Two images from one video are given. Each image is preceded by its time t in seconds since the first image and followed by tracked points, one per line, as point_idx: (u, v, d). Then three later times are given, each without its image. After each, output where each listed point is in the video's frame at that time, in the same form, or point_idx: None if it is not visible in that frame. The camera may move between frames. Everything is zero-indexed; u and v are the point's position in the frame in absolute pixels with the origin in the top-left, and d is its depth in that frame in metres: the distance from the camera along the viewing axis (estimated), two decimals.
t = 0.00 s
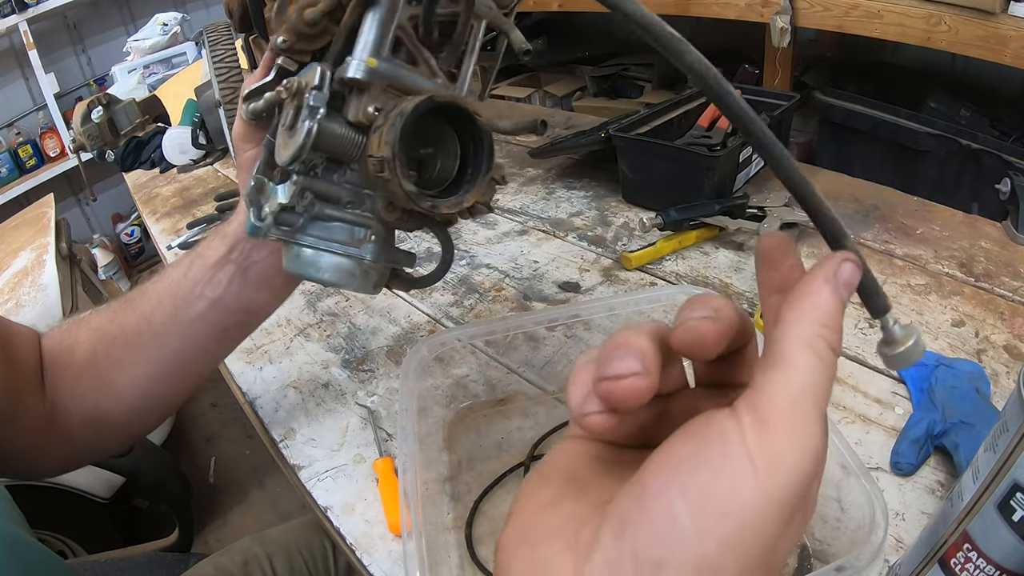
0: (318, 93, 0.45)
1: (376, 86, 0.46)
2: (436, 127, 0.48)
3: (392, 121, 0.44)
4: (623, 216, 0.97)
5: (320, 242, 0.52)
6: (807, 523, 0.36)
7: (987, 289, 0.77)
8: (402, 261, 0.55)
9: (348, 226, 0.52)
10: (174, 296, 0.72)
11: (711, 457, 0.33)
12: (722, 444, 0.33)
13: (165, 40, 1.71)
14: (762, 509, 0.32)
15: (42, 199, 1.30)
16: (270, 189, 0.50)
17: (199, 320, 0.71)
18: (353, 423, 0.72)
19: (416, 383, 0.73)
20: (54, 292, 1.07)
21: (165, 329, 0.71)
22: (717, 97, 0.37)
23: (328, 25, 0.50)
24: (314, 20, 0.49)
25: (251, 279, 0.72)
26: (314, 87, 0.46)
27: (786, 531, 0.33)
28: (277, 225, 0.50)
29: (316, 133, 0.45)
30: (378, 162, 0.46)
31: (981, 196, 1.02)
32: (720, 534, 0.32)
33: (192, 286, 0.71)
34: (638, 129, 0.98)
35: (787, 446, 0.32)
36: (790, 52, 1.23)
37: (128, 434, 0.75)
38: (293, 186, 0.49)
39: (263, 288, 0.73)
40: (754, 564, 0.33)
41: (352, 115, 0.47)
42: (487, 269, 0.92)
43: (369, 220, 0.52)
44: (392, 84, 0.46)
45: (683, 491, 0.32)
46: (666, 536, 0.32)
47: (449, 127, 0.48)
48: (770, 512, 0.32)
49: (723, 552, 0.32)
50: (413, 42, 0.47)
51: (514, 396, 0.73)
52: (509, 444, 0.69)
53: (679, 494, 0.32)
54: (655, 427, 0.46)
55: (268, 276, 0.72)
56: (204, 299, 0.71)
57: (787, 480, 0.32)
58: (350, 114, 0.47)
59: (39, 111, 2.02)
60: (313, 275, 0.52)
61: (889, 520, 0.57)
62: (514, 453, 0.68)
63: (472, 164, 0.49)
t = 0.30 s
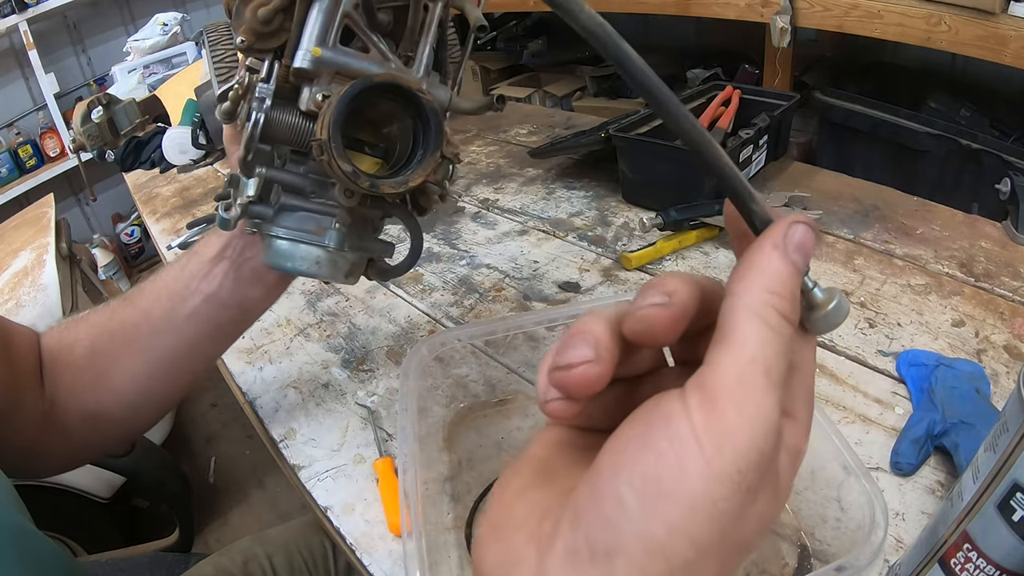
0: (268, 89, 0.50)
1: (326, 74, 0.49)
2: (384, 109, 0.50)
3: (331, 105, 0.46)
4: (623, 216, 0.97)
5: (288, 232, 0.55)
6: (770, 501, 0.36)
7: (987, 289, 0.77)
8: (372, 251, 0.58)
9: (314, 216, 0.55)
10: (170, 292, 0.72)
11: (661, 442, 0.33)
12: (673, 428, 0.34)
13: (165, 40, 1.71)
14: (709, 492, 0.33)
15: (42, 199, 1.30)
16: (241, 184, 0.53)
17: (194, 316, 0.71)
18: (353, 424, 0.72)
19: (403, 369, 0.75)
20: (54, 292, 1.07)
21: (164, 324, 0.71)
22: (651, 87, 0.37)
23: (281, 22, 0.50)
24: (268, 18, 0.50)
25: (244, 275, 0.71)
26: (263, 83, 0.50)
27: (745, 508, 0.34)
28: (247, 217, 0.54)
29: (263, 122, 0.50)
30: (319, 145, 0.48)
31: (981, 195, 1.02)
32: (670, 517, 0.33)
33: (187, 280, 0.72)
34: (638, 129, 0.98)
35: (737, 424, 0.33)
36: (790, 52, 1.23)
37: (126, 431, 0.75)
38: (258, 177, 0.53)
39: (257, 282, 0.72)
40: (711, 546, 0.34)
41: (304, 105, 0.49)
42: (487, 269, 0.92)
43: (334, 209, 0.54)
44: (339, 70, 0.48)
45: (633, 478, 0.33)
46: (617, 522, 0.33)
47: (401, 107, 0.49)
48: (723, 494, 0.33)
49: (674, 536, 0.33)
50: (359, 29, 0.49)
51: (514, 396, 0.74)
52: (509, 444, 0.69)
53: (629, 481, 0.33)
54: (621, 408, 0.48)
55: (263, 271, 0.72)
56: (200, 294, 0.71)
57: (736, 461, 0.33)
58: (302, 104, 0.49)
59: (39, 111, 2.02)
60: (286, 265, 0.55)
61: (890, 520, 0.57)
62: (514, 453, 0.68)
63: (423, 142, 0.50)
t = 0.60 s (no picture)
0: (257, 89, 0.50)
1: (317, 73, 0.49)
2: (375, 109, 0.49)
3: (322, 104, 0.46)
4: (623, 216, 0.97)
5: (283, 231, 0.55)
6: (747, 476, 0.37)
7: (988, 289, 0.77)
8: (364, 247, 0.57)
9: (306, 214, 0.55)
10: (165, 287, 0.72)
11: (636, 424, 0.35)
12: (648, 411, 0.35)
13: (165, 40, 1.71)
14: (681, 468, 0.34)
15: (42, 199, 1.30)
16: (235, 182, 0.53)
17: (189, 311, 0.72)
18: (353, 424, 0.72)
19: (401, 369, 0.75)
20: (54, 292, 1.07)
21: (162, 318, 0.71)
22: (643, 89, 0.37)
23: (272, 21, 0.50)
24: (257, 17, 0.50)
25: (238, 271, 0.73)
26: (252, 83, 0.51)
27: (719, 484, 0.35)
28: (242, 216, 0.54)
29: (254, 123, 0.50)
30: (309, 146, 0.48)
31: (981, 195, 1.02)
32: (644, 494, 0.34)
33: (183, 276, 0.72)
34: (638, 129, 0.98)
35: (707, 406, 0.34)
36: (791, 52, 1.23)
37: (124, 427, 0.75)
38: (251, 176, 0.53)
39: (251, 278, 0.73)
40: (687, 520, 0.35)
41: (295, 105, 0.49)
42: (487, 269, 0.92)
43: (326, 207, 0.54)
44: (329, 69, 0.48)
45: (610, 460, 0.35)
46: (593, 498, 0.35)
47: (392, 106, 0.49)
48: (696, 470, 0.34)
49: (648, 511, 0.34)
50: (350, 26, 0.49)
51: (514, 396, 0.74)
52: (509, 444, 0.69)
53: (604, 461, 0.35)
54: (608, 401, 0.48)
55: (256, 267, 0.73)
56: (195, 290, 0.72)
57: (708, 440, 0.34)
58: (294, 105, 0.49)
59: (39, 111, 2.02)
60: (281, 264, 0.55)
61: (889, 520, 0.57)
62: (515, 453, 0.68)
63: (414, 141, 0.50)
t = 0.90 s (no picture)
0: (276, 99, 0.49)
1: (334, 83, 0.48)
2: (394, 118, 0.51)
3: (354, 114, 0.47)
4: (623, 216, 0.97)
5: (297, 235, 0.53)
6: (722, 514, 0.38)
7: (987, 289, 0.77)
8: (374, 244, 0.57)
9: (320, 217, 0.54)
10: (161, 284, 0.72)
11: (634, 442, 0.35)
12: (650, 433, 0.35)
13: (165, 40, 1.71)
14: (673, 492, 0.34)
15: (42, 199, 1.30)
16: (245, 188, 0.51)
17: (186, 306, 0.72)
18: (353, 424, 0.72)
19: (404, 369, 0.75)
20: (54, 292, 1.07)
21: (157, 313, 0.71)
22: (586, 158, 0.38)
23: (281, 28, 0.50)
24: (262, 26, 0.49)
25: (234, 267, 0.73)
26: (271, 92, 0.49)
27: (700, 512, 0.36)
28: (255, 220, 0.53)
29: (277, 134, 0.48)
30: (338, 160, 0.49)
31: (981, 195, 1.02)
32: (634, 506, 0.34)
33: (179, 272, 0.72)
34: (638, 129, 0.98)
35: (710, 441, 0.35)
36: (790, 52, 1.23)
37: (122, 424, 0.75)
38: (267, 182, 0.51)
39: (245, 272, 0.74)
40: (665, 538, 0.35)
41: (312, 114, 0.49)
42: (487, 269, 0.92)
43: (340, 210, 0.54)
44: (348, 78, 0.48)
45: (610, 474, 0.34)
46: (582, 505, 0.35)
47: (412, 115, 0.50)
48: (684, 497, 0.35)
49: (632, 520, 0.34)
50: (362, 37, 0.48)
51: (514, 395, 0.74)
52: (509, 444, 0.69)
53: (600, 470, 0.35)
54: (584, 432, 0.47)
55: (252, 263, 0.74)
56: (191, 286, 0.72)
57: (702, 468, 0.34)
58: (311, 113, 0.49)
59: (39, 111, 2.02)
60: (295, 266, 0.54)
61: (889, 520, 0.57)
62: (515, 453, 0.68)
63: (430, 151, 0.51)
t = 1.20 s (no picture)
0: (257, 112, 0.47)
1: (312, 90, 0.46)
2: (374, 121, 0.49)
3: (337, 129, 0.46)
4: (623, 216, 0.97)
5: (289, 232, 0.52)
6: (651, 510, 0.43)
7: (987, 289, 0.77)
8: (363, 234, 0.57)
9: (309, 213, 0.52)
10: (154, 273, 0.72)
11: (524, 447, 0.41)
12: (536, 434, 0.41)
13: (165, 40, 1.71)
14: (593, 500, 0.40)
15: (42, 199, 1.30)
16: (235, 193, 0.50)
17: (180, 296, 0.71)
18: (353, 424, 0.72)
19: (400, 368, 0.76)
20: (54, 292, 1.07)
21: (149, 304, 0.71)
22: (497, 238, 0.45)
23: (253, 35, 0.48)
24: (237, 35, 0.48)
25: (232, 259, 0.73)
26: (252, 109, 0.47)
27: (602, 492, 0.41)
28: (247, 220, 0.52)
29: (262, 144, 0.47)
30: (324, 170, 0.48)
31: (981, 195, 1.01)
32: (543, 508, 0.39)
33: (171, 263, 0.71)
34: (638, 129, 0.99)
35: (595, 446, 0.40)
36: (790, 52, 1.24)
37: (120, 416, 0.75)
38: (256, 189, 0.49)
39: (233, 259, 0.72)
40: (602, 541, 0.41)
41: (293, 121, 0.47)
42: (487, 269, 0.92)
43: (329, 205, 0.52)
44: (328, 84, 0.46)
45: (517, 481, 0.40)
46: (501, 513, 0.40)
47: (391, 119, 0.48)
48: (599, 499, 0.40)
49: (536, 513, 0.39)
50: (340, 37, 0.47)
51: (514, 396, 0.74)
52: (509, 444, 0.69)
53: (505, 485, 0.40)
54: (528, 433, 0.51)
55: (253, 262, 0.74)
56: (185, 276, 0.71)
57: (579, 442, 0.40)
58: (292, 122, 0.47)
59: (39, 111, 2.02)
60: (290, 261, 0.54)
61: (889, 520, 0.57)
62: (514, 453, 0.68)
63: (413, 148, 0.50)
